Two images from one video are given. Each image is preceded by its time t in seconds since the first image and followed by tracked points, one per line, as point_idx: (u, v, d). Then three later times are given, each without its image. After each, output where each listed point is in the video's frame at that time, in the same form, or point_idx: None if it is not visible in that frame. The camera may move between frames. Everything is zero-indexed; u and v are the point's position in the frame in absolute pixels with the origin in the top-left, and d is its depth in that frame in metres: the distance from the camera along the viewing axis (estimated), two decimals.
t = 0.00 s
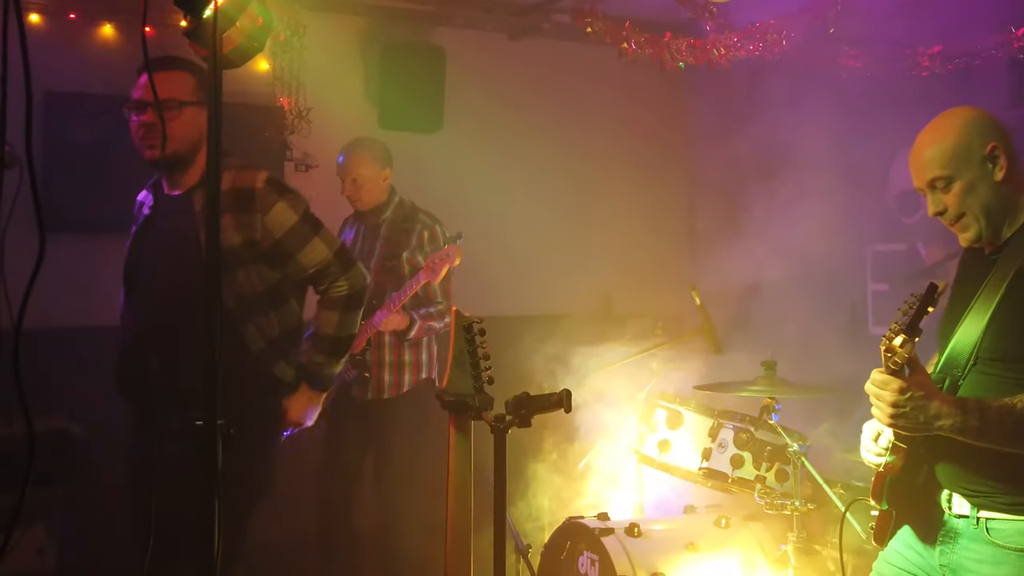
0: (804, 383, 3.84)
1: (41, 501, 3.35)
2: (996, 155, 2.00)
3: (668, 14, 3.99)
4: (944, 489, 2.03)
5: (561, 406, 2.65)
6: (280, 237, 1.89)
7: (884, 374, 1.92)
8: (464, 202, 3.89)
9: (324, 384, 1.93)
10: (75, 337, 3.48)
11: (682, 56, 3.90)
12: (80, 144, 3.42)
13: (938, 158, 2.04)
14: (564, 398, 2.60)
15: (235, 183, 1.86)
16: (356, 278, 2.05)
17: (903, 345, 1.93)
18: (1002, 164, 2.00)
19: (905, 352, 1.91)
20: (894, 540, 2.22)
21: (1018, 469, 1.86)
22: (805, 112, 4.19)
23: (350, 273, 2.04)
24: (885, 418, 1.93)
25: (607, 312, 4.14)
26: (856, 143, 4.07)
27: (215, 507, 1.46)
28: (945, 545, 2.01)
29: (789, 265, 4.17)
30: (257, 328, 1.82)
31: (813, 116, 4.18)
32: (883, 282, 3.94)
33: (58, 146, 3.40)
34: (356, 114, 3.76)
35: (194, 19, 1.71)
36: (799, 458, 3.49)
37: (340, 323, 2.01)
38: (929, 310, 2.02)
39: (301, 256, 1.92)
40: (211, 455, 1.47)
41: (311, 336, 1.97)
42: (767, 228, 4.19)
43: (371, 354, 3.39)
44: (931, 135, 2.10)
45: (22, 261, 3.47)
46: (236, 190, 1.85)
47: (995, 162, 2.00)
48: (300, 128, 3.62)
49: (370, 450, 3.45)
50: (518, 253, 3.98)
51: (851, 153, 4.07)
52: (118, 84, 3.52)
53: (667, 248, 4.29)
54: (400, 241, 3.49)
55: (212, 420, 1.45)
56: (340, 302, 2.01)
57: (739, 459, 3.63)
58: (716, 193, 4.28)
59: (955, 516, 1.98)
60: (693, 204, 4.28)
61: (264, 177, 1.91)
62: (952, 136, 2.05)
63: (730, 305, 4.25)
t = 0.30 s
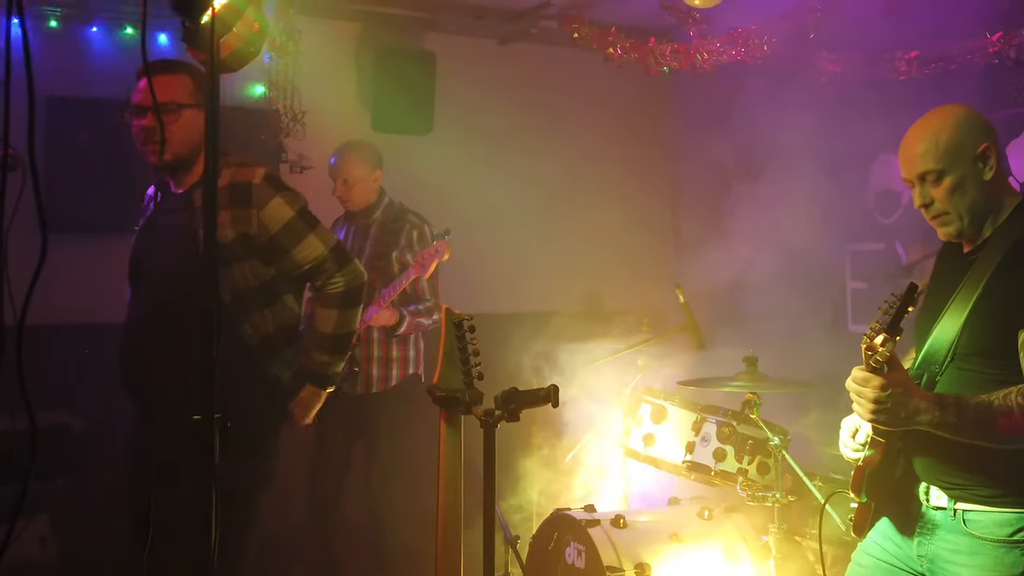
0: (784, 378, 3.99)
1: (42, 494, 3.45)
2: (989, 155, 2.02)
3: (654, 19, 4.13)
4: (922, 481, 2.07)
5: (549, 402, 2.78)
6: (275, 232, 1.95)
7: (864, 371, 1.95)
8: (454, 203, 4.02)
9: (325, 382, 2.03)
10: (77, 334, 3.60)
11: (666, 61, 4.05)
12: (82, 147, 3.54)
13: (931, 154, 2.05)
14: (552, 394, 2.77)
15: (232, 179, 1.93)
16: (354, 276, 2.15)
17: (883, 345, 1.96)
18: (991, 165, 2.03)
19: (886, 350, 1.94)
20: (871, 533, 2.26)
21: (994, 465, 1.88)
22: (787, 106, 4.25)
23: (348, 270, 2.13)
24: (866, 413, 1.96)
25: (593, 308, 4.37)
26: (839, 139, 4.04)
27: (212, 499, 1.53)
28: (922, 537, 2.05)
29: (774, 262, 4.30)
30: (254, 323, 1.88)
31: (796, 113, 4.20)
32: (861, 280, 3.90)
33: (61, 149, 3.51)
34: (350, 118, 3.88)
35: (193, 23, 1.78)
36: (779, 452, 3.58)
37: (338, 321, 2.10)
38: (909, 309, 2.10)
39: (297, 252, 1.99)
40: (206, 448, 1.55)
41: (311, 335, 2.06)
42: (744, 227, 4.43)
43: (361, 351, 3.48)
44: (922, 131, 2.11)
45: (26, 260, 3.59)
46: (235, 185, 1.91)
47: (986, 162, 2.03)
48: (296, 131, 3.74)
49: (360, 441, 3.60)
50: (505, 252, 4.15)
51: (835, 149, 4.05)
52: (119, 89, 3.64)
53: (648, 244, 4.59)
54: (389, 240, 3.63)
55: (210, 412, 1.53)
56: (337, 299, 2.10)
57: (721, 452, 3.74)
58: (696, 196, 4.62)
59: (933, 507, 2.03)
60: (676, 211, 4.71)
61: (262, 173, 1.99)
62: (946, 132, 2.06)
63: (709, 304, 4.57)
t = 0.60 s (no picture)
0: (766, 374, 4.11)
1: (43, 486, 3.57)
2: (952, 171, 2.06)
3: (640, 26, 4.28)
4: (897, 474, 2.14)
5: (534, 395, 3.00)
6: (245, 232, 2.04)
7: (844, 367, 2.01)
8: (442, 204, 4.14)
9: (295, 376, 2.10)
10: (78, 330, 3.73)
11: (650, 65, 4.18)
12: (82, 149, 3.66)
13: (894, 177, 2.12)
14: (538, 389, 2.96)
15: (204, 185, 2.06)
16: (327, 272, 2.22)
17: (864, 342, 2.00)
18: (958, 180, 2.07)
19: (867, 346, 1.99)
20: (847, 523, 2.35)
21: (965, 458, 1.97)
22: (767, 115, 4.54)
23: (320, 268, 2.20)
24: (845, 409, 2.01)
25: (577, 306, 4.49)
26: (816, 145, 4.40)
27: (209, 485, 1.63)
28: (897, 529, 2.13)
29: (754, 261, 4.49)
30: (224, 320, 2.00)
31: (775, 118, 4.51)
32: (840, 279, 4.26)
33: (62, 151, 3.62)
34: (343, 121, 4.01)
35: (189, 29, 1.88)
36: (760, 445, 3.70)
37: (308, 317, 2.17)
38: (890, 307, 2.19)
39: (267, 252, 2.07)
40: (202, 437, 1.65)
41: (283, 330, 2.13)
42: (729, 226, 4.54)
43: (344, 346, 3.61)
44: (890, 148, 2.16)
45: (28, 258, 3.71)
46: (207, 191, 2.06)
47: (952, 177, 2.07)
48: (290, 132, 3.84)
49: (346, 439, 3.67)
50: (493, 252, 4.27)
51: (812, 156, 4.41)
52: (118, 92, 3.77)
53: (635, 245, 4.62)
54: (372, 238, 3.78)
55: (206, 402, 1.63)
56: (309, 297, 2.17)
57: (704, 445, 3.86)
58: (680, 194, 4.63)
59: (908, 499, 2.10)
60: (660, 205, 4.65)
61: (230, 175, 2.10)
62: (909, 150, 2.10)
63: (692, 302, 4.58)
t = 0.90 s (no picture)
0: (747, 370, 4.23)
1: (45, 480, 3.70)
2: (923, 174, 2.19)
3: (625, 32, 4.42)
4: (874, 467, 2.28)
5: (523, 391, 3.13)
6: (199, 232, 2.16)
7: (822, 363, 2.16)
8: (432, 204, 4.29)
9: (259, 369, 2.28)
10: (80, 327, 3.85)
11: (636, 70, 4.31)
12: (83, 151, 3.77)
13: (868, 179, 2.26)
14: (528, 383, 3.06)
15: (159, 187, 2.14)
16: (283, 269, 2.36)
17: (840, 341, 2.14)
18: (929, 182, 2.19)
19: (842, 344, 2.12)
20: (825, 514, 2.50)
21: (940, 452, 2.11)
22: (749, 118, 4.67)
23: (275, 264, 2.34)
24: (824, 402, 2.17)
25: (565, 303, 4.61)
26: (800, 154, 4.55)
27: (207, 477, 1.73)
28: (874, 519, 2.27)
29: (739, 258, 4.64)
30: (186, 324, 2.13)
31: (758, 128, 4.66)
32: (819, 278, 4.40)
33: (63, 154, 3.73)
34: (336, 124, 4.17)
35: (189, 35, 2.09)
36: (740, 438, 3.86)
37: (267, 312, 2.34)
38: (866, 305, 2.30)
39: (225, 250, 2.21)
40: (201, 431, 1.73)
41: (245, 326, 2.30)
42: (713, 226, 4.65)
43: (325, 342, 3.86)
44: (863, 152, 2.30)
45: (32, 258, 3.84)
46: (163, 193, 2.14)
47: (922, 180, 2.20)
48: (286, 135, 3.96)
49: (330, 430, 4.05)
50: (480, 250, 4.40)
51: (794, 164, 4.54)
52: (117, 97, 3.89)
53: (619, 245, 4.74)
54: (350, 238, 4.01)
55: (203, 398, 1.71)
56: (269, 292, 2.34)
57: (687, 439, 4.00)
58: (665, 195, 4.77)
59: (884, 491, 2.25)
60: (644, 208, 4.78)
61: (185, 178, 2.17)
62: (881, 155, 2.23)
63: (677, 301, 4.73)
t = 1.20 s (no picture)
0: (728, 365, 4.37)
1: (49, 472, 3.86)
2: (898, 175, 2.31)
3: (610, 38, 4.55)
4: (852, 461, 2.40)
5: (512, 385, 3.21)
6: (184, 229, 2.29)
7: (800, 360, 2.28)
8: (421, 207, 4.55)
9: (246, 362, 2.42)
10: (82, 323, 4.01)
11: (620, 75, 4.46)
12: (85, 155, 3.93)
13: (844, 180, 2.41)
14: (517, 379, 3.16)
15: (143, 188, 2.28)
16: (267, 262, 2.49)
17: (817, 339, 2.26)
18: (903, 182, 2.32)
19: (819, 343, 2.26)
20: (804, 505, 2.63)
21: (914, 446, 2.23)
22: (726, 113, 4.85)
23: (259, 258, 2.47)
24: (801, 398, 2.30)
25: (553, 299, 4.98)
26: (782, 157, 4.62)
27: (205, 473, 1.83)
28: (851, 511, 2.39)
29: (716, 258, 4.88)
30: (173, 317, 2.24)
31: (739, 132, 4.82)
32: (798, 275, 4.48)
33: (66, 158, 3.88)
34: (329, 128, 4.37)
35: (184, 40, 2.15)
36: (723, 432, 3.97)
37: (252, 305, 2.44)
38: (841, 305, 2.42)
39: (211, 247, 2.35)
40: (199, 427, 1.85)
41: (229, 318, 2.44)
42: (696, 228, 4.95)
43: (310, 339, 4.02)
44: (840, 155, 2.44)
45: (35, 258, 4.00)
46: (147, 193, 2.28)
47: (898, 180, 2.32)
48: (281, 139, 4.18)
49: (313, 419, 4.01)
50: (472, 246, 4.70)
51: (775, 168, 4.65)
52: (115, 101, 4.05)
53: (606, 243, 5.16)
54: (331, 237, 4.15)
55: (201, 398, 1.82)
56: (254, 286, 2.45)
57: (670, 432, 4.13)
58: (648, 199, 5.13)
59: (861, 483, 2.37)
60: (628, 213, 5.18)
61: (170, 178, 2.31)
62: (856, 157, 2.37)
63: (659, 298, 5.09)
